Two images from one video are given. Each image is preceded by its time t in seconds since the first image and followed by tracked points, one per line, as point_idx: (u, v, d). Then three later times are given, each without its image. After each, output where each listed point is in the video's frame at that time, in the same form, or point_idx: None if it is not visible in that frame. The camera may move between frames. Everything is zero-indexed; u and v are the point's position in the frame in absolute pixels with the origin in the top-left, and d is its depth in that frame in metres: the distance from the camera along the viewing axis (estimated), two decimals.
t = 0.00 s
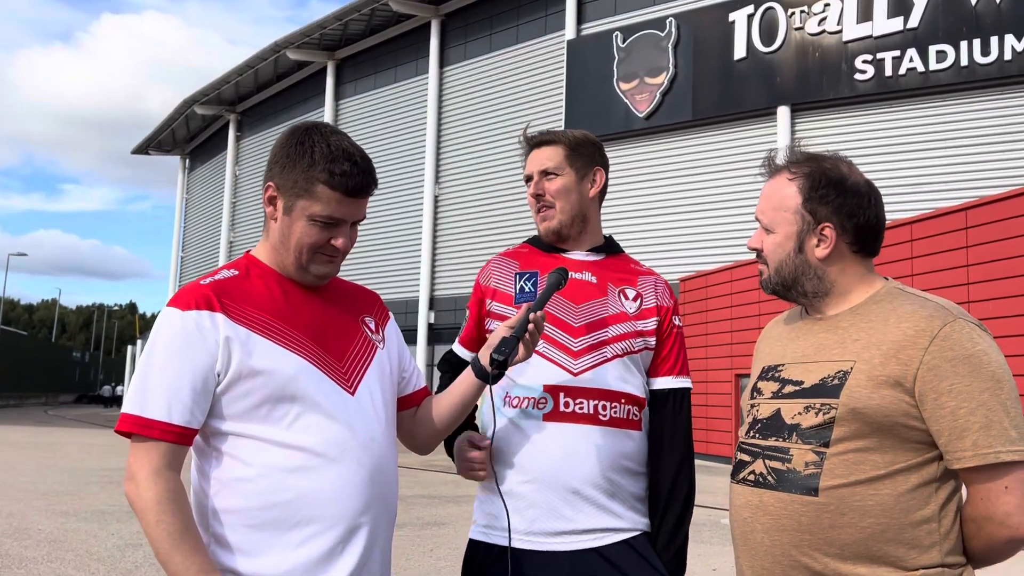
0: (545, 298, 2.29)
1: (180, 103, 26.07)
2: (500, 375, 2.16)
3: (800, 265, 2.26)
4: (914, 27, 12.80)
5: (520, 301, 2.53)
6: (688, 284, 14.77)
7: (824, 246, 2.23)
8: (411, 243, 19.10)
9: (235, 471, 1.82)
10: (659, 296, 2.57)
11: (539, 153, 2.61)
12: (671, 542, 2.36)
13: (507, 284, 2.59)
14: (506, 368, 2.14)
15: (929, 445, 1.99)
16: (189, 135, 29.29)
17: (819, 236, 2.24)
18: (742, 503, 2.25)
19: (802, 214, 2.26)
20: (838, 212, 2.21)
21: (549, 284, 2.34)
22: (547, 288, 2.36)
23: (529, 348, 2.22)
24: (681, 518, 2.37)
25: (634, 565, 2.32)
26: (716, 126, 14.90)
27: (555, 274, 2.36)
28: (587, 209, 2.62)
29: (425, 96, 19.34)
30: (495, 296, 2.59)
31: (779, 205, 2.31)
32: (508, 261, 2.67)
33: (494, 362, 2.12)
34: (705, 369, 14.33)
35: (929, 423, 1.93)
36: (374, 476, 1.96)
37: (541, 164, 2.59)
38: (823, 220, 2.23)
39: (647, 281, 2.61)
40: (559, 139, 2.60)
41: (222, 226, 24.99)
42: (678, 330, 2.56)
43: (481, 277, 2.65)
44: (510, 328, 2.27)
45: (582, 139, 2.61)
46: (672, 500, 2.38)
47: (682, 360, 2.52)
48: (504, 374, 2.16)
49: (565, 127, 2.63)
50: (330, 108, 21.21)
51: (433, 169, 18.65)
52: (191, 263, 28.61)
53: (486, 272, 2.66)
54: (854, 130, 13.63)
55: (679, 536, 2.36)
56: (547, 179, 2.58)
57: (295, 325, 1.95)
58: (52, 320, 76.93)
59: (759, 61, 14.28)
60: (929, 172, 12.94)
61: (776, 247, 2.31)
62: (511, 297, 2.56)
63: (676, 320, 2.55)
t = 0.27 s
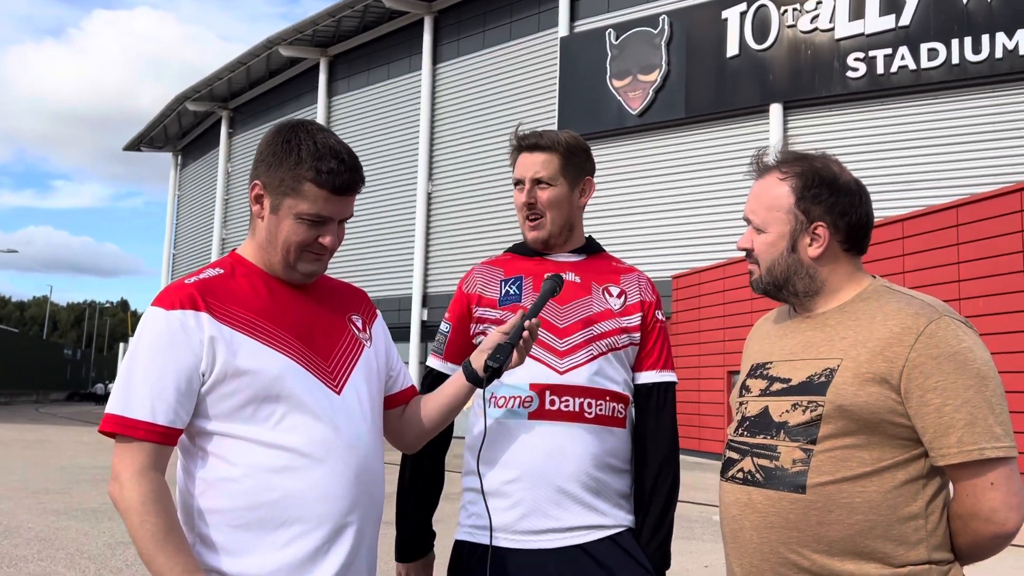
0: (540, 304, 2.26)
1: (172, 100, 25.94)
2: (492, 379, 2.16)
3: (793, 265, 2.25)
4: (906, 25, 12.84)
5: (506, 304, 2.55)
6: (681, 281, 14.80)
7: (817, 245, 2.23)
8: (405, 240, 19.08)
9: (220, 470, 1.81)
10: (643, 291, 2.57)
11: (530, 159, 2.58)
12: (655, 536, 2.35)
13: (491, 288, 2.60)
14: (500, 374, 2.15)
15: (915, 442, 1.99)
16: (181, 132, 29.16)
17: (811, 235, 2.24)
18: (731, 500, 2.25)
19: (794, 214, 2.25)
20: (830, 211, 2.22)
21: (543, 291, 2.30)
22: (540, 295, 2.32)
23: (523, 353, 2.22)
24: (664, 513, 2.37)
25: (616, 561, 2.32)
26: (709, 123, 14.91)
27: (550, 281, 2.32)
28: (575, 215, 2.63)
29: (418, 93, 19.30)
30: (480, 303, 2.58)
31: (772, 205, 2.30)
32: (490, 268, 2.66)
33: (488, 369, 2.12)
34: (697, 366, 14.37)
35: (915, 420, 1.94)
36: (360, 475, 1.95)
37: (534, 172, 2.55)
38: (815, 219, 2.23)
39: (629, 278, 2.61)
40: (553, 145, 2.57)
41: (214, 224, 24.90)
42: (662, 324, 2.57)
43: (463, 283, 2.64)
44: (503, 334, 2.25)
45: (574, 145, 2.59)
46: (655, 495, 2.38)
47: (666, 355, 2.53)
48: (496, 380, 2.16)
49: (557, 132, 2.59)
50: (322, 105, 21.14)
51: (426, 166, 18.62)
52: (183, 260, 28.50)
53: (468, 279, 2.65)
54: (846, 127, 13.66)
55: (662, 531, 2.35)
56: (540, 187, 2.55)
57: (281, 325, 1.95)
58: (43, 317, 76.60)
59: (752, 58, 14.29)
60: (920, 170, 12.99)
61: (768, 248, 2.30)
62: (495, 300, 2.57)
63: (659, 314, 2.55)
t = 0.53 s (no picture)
0: (530, 297, 2.25)
1: (161, 94, 25.78)
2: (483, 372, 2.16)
3: (788, 261, 2.24)
4: (897, 20, 12.88)
5: (492, 296, 2.53)
6: (673, 276, 14.82)
7: (813, 240, 2.23)
8: (396, 235, 19.04)
9: (205, 467, 1.80)
10: (625, 282, 2.62)
11: (515, 150, 2.56)
12: (643, 522, 2.37)
13: (473, 279, 2.57)
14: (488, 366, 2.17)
15: (906, 435, 1.99)
16: (171, 127, 28.97)
17: (807, 230, 2.24)
18: (722, 495, 2.24)
19: (790, 209, 2.24)
20: (825, 206, 2.22)
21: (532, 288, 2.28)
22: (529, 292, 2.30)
23: (512, 345, 2.21)
24: (650, 502, 2.39)
25: (607, 554, 2.33)
26: (700, 119, 14.93)
27: (538, 278, 2.30)
28: (558, 208, 2.62)
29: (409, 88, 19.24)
30: (462, 294, 2.55)
31: (766, 200, 2.28)
32: (470, 258, 2.63)
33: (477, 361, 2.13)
34: (689, 360, 14.39)
35: (908, 413, 1.94)
36: (348, 470, 1.94)
37: (518, 162, 2.54)
38: (811, 214, 2.23)
39: (612, 268, 2.64)
40: (538, 136, 2.56)
41: (205, 219, 24.78)
42: (643, 315, 2.62)
43: (443, 274, 2.59)
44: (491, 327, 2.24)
45: (557, 137, 2.59)
46: (642, 483, 2.39)
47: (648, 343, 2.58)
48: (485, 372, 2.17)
49: (542, 123, 2.59)
50: (313, 100, 21.05)
51: (418, 162, 18.57)
52: (173, 255, 28.35)
53: (448, 269, 2.61)
54: (837, 123, 13.70)
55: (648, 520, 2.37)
56: (524, 177, 2.54)
57: (267, 320, 1.93)
58: (32, 313, 76.12)
59: (743, 54, 14.31)
60: (910, 165, 13.04)
61: (762, 244, 2.28)
62: (479, 292, 2.55)
63: (641, 304, 2.60)
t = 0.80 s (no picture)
0: (516, 290, 2.25)
1: (151, 88, 25.59)
2: (471, 366, 2.15)
3: (784, 254, 2.24)
4: (887, 15, 12.93)
5: (480, 295, 2.54)
6: (664, 271, 14.84)
7: (807, 235, 2.24)
8: (387, 230, 18.98)
9: (195, 463, 1.79)
10: (616, 278, 2.59)
11: (503, 148, 2.55)
12: (633, 520, 2.39)
13: (463, 279, 2.58)
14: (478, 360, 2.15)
15: (897, 428, 2.00)
16: (160, 121, 28.77)
17: (801, 225, 2.25)
18: (714, 490, 2.24)
19: (785, 204, 2.25)
20: (819, 200, 2.24)
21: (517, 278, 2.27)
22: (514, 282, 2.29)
23: (500, 339, 2.21)
24: (641, 497, 2.40)
25: (598, 551, 2.33)
26: (692, 113, 14.94)
27: (524, 267, 2.29)
28: (547, 204, 2.61)
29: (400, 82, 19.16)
30: (452, 293, 2.56)
31: (760, 194, 2.27)
32: (460, 257, 2.64)
33: (467, 355, 2.11)
34: (680, 354, 14.42)
35: (899, 405, 1.95)
36: (339, 466, 1.94)
37: (506, 161, 2.53)
38: (806, 208, 2.25)
39: (602, 265, 2.62)
40: (525, 133, 2.55)
41: (194, 213, 24.63)
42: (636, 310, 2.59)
43: (433, 273, 2.61)
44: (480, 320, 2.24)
45: (544, 133, 2.57)
46: (632, 480, 2.41)
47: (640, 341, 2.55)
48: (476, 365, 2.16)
49: (527, 119, 2.57)
50: (303, 94, 20.94)
51: (409, 156, 18.52)
52: (163, 250, 28.18)
53: (437, 269, 2.62)
54: (827, 118, 13.73)
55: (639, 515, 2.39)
56: (512, 176, 2.53)
57: (256, 315, 1.92)
58: (20, 308, 75.60)
59: (734, 48, 14.32)
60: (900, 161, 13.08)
61: (757, 240, 2.27)
62: (469, 291, 2.56)
63: (632, 301, 2.56)
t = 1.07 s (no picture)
0: (502, 284, 2.26)
1: (139, 80, 25.39)
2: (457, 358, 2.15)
3: (772, 247, 2.24)
4: (877, 9, 12.98)
5: (470, 288, 2.54)
6: (654, 265, 14.86)
7: (795, 228, 2.25)
8: (378, 223, 18.93)
9: (184, 455, 1.78)
10: (608, 269, 2.56)
11: (493, 135, 2.54)
12: (620, 513, 2.34)
13: (454, 270, 2.57)
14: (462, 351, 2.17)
15: (881, 418, 2.02)
16: (149, 113, 28.54)
17: (790, 218, 2.26)
18: (702, 482, 2.24)
19: (774, 196, 2.25)
20: (807, 193, 2.26)
21: (506, 272, 2.31)
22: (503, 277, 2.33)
23: (487, 331, 2.22)
24: (629, 492, 2.35)
25: (582, 544, 2.32)
26: (682, 107, 14.96)
27: (513, 262, 2.33)
28: (538, 194, 2.60)
29: (390, 75, 19.08)
30: (443, 284, 2.56)
31: (748, 188, 2.27)
32: (452, 248, 2.64)
33: (452, 345, 2.13)
34: (670, 348, 14.45)
35: (883, 396, 1.96)
36: (328, 458, 1.93)
37: (496, 148, 2.52)
38: (794, 202, 2.26)
39: (595, 255, 2.59)
40: (515, 121, 2.54)
41: (183, 207, 24.48)
42: (629, 301, 2.56)
43: (427, 265, 2.61)
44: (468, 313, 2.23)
45: (536, 121, 2.57)
46: (621, 473, 2.36)
47: (633, 333, 2.52)
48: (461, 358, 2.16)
49: (520, 107, 2.56)
50: (293, 86, 20.82)
51: (399, 149, 18.46)
52: (152, 244, 28.00)
53: (432, 260, 2.62)
54: (817, 112, 13.77)
55: (626, 509, 2.34)
56: (502, 164, 2.53)
57: (244, 307, 1.91)
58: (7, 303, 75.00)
59: (724, 42, 14.33)
60: (889, 154, 13.14)
61: (746, 233, 2.26)
62: (459, 283, 2.55)
63: (625, 291, 2.54)
